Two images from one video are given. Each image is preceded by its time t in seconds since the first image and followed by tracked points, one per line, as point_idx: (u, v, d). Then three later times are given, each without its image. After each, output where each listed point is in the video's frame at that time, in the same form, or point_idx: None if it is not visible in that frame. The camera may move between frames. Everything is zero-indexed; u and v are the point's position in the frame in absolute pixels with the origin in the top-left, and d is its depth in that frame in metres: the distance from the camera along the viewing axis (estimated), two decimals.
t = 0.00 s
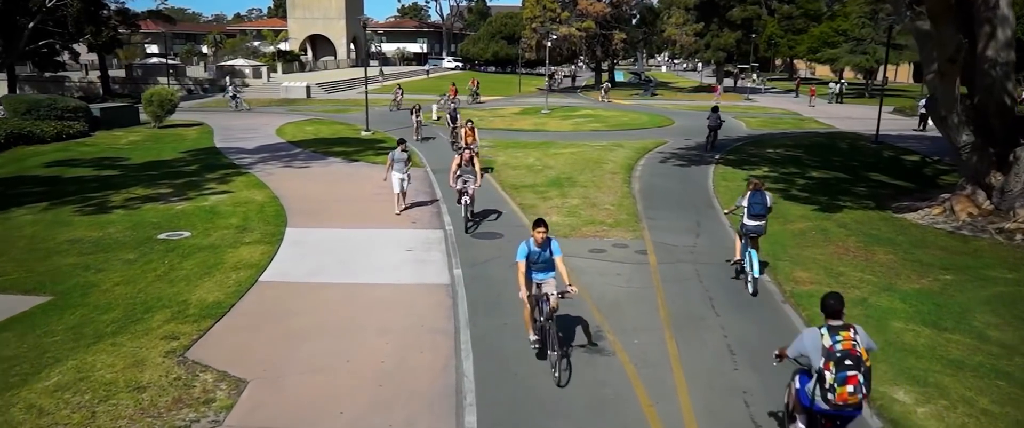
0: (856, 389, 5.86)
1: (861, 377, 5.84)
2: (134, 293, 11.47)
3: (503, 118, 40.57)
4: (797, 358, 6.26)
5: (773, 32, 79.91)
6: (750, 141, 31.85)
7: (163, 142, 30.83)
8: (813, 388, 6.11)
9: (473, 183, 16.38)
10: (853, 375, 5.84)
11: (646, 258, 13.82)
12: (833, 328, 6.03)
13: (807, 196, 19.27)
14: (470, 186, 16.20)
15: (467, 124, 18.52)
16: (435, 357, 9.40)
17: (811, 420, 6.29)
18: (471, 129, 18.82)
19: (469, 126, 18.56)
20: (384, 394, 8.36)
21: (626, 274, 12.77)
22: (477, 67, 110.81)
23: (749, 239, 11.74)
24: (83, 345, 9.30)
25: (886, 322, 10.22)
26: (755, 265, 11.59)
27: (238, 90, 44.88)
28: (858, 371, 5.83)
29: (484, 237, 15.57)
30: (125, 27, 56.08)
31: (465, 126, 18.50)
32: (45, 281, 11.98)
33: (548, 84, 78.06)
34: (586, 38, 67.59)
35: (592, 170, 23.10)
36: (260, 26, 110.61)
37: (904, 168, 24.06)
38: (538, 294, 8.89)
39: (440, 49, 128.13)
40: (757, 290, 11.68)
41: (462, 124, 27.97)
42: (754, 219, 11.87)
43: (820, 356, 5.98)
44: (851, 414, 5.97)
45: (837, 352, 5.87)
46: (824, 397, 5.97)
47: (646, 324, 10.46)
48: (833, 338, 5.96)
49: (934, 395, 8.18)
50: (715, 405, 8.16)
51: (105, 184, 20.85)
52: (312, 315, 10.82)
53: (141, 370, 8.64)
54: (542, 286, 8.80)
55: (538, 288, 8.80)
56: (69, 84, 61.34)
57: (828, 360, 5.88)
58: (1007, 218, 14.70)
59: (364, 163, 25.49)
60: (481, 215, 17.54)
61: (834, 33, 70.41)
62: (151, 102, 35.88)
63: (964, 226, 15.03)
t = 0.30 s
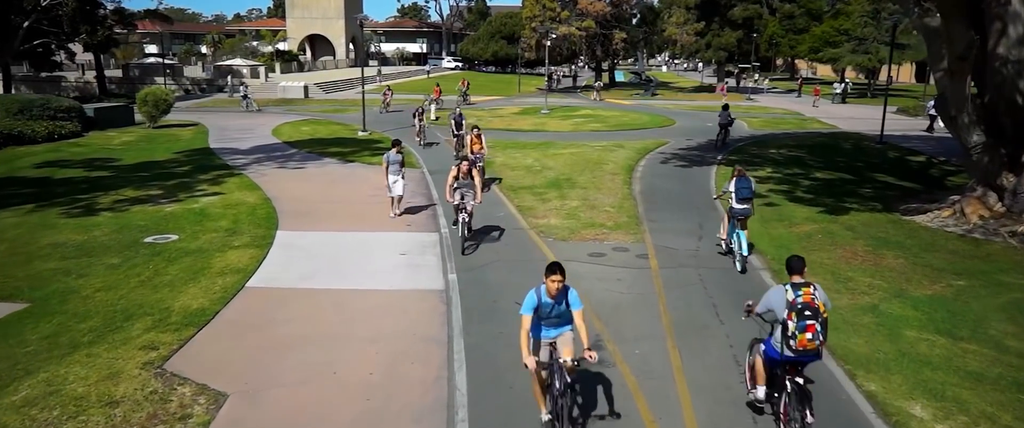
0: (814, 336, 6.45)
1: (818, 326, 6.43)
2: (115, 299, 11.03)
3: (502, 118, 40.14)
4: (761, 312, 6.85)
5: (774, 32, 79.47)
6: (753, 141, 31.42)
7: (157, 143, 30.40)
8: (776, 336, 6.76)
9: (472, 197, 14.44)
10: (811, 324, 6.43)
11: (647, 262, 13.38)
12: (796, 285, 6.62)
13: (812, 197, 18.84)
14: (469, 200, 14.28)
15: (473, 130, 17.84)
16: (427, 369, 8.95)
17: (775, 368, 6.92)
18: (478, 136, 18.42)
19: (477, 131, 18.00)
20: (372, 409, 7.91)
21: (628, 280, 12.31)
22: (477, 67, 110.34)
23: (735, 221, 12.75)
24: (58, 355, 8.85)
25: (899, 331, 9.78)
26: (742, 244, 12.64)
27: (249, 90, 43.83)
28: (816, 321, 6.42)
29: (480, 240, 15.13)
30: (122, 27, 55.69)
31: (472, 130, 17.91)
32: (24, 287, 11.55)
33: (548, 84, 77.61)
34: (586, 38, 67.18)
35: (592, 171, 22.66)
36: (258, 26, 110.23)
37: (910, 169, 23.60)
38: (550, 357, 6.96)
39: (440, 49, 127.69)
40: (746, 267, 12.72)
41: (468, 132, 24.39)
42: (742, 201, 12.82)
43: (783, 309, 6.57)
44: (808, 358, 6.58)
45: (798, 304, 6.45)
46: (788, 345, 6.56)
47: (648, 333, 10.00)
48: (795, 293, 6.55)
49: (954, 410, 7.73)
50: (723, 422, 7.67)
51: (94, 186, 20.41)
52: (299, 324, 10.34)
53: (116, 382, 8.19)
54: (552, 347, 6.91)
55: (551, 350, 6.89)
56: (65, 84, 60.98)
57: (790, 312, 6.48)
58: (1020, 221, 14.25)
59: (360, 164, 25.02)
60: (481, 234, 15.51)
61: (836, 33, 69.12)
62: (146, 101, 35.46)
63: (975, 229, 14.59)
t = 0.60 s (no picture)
0: (772, 289, 7.72)
1: (777, 282, 7.69)
2: (91, 307, 10.52)
3: (501, 117, 39.67)
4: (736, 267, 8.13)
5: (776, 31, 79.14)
6: (756, 140, 30.95)
7: (150, 143, 29.91)
8: (742, 291, 7.99)
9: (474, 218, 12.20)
10: (770, 279, 7.70)
11: (649, 267, 12.89)
12: (765, 246, 7.90)
13: (817, 199, 18.34)
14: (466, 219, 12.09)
15: (482, 138, 16.68)
16: (416, 383, 8.44)
17: (739, 319, 8.16)
18: (485, 146, 17.30)
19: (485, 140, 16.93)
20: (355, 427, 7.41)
21: (628, 287, 11.77)
22: (477, 67, 109.89)
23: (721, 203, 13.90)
24: (23, 370, 8.33)
25: (915, 342, 9.28)
26: (727, 225, 13.86)
27: (260, 89, 42.89)
28: (776, 276, 7.68)
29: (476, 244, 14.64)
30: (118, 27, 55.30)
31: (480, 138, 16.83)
32: None
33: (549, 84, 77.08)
34: (587, 37, 66.75)
35: (592, 172, 22.17)
36: (258, 26, 109.87)
37: (917, 170, 23.09)
38: None
39: (440, 49, 127.28)
40: (729, 245, 13.94)
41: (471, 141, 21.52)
42: (726, 185, 13.91)
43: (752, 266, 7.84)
44: (767, 310, 7.84)
45: (763, 260, 7.75)
46: (750, 295, 7.84)
47: (650, 344, 9.49)
48: (762, 252, 7.85)
49: None
50: None
51: (83, 187, 19.92)
52: (282, 334, 9.83)
53: (82, 400, 7.67)
54: None
55: None
56: (62, 84, 60.63)
57: (757, 270, 7.76)
58: None
59: (355, 165, 24.52)
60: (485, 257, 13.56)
61: (839, 32, 68.83)
62: (140, 101, 35.00)
63: (989, 232, 14.09)
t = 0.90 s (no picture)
0: (752, 257, 8.67)
1: (756, 251, 8.63)
2: (70, 315, 10.09)
3: (502, 117, 39.20)
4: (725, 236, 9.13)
5: (780, 31, 78.64)
6: (760, 140, 30.46)
7: (146, 143, 29.49)
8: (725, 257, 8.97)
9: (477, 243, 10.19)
10: (751, 248, 8.63)
11: (652, 272, 12.43)
12: (744, 219, 8.81)
13: (825, 201, 17.86)
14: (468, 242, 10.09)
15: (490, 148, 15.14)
16: (406, 397, 7.99)
17: (728, 284, 9.10)
18: (494, 157, 15.45)
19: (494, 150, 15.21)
20: None
21: (630, 294, 11.32)
22: (479, 67, 109.33)
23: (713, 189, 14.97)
24: None
25: (932, 353, 8.80)
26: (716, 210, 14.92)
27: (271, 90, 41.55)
28: (754, 246, 8.62)
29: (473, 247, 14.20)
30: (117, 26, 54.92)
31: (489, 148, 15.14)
32: None
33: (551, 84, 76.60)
34: (589, 36, 66.22)
35: (594, 173, 21.70)
36: (259, 25, 109.51)
37: (926, 171, 22.58)
38: None
39: (442, 49, 126.73)
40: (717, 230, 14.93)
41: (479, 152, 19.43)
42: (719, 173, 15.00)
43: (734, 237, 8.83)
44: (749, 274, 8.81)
45: (742, 233, 8.67)
46: (733, 263, 8.79)
47: (654, 355, 9.03)
48: (742, 224, 8.75)
49: None
50: None
51: (73, 188, 19.50)
52: (268, 344, 9.39)
53: (49, 417, 7.24)
54: None
55: None
56: (61, 84, 60.30)
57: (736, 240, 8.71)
58: None
59: (353, 166, 24.04)
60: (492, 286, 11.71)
61: (843, 31, 68.28)
62: (137, 101, 34.58)
63: (1005, 236, 13.61)
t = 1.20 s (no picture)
0: (743, 234, 9.71)
1: (745, 228, 9.68)
2: (49, 323, 9.66)
3: (505, 117, 38.78)
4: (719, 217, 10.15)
5: (786, 30, 78.15)
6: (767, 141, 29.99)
7: (145, 143, 29.13)
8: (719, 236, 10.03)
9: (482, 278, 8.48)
10: (741, 226, 9.68)
11: (658, 277, 11.99)
12: (735, 201, 9.83)
13: (835, 204, 17.40)
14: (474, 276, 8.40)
15: (498, 163, 13.72)
16: (397, 413, 7.56)
17: (722, 259, 10.15)
18: (501, 173, 13.95)
19: (501, 165, 13.74)
20: None
21: (634, 300, 10.87)
22: (483, 66, 108.90)
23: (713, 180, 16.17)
24: None
25: (954, 367, 8.33)
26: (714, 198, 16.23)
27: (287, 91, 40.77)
28: (744, 224, 9.67)
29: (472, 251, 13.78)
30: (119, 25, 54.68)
31: (496, 162, 13.73)
32: None
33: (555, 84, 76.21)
34: (594, 36, 65.76)
35: (598, 174, 21.26)
36: (263, 25, 109.34)
37: (938, 172, 22.09)
38: None
39: (447, 49, 126.35)
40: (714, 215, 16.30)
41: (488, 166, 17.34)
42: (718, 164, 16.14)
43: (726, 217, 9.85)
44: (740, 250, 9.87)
45: (733, 212, 9.71)
46: (726, 240, 9.83)
47: (659, 367, 8.59)
48: (733, 205, 9.78)
49: None
50: None
51: (66, 189, 19.12)
52: (254, 354, 8.98)
53: None
54: None
55: None
56: (64, 83, 60.09)
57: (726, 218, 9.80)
58: None
59: (352, 166, 23.67)
60: (501, 325, 9.95)
61: (850, 30, 67.76)
62: (136, 100, 34.26)
63: None
